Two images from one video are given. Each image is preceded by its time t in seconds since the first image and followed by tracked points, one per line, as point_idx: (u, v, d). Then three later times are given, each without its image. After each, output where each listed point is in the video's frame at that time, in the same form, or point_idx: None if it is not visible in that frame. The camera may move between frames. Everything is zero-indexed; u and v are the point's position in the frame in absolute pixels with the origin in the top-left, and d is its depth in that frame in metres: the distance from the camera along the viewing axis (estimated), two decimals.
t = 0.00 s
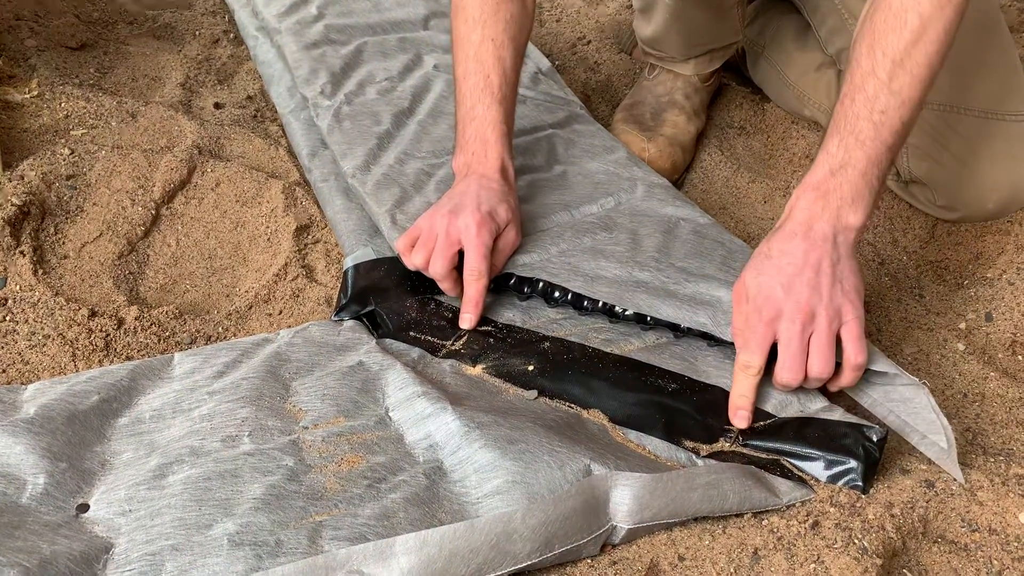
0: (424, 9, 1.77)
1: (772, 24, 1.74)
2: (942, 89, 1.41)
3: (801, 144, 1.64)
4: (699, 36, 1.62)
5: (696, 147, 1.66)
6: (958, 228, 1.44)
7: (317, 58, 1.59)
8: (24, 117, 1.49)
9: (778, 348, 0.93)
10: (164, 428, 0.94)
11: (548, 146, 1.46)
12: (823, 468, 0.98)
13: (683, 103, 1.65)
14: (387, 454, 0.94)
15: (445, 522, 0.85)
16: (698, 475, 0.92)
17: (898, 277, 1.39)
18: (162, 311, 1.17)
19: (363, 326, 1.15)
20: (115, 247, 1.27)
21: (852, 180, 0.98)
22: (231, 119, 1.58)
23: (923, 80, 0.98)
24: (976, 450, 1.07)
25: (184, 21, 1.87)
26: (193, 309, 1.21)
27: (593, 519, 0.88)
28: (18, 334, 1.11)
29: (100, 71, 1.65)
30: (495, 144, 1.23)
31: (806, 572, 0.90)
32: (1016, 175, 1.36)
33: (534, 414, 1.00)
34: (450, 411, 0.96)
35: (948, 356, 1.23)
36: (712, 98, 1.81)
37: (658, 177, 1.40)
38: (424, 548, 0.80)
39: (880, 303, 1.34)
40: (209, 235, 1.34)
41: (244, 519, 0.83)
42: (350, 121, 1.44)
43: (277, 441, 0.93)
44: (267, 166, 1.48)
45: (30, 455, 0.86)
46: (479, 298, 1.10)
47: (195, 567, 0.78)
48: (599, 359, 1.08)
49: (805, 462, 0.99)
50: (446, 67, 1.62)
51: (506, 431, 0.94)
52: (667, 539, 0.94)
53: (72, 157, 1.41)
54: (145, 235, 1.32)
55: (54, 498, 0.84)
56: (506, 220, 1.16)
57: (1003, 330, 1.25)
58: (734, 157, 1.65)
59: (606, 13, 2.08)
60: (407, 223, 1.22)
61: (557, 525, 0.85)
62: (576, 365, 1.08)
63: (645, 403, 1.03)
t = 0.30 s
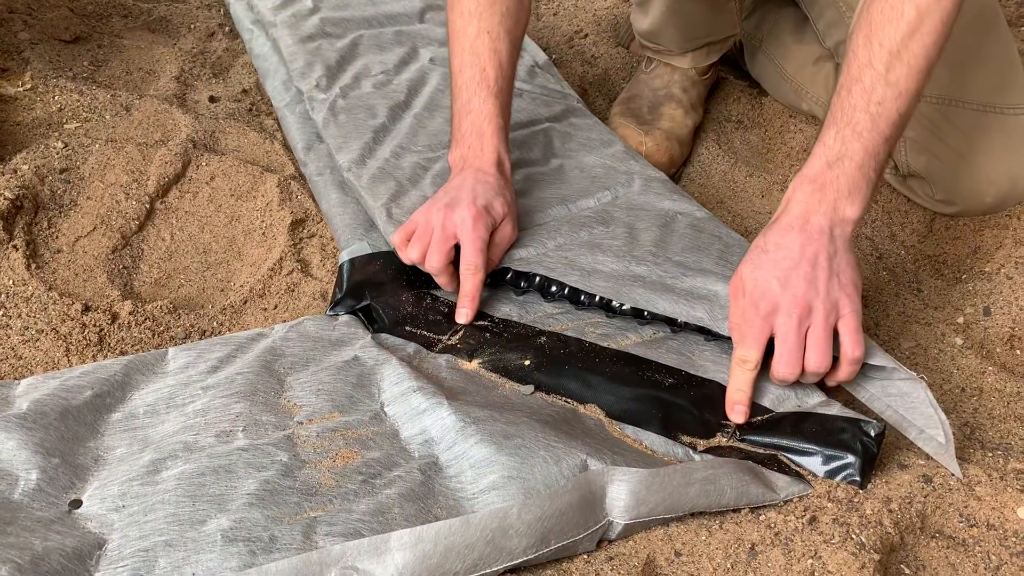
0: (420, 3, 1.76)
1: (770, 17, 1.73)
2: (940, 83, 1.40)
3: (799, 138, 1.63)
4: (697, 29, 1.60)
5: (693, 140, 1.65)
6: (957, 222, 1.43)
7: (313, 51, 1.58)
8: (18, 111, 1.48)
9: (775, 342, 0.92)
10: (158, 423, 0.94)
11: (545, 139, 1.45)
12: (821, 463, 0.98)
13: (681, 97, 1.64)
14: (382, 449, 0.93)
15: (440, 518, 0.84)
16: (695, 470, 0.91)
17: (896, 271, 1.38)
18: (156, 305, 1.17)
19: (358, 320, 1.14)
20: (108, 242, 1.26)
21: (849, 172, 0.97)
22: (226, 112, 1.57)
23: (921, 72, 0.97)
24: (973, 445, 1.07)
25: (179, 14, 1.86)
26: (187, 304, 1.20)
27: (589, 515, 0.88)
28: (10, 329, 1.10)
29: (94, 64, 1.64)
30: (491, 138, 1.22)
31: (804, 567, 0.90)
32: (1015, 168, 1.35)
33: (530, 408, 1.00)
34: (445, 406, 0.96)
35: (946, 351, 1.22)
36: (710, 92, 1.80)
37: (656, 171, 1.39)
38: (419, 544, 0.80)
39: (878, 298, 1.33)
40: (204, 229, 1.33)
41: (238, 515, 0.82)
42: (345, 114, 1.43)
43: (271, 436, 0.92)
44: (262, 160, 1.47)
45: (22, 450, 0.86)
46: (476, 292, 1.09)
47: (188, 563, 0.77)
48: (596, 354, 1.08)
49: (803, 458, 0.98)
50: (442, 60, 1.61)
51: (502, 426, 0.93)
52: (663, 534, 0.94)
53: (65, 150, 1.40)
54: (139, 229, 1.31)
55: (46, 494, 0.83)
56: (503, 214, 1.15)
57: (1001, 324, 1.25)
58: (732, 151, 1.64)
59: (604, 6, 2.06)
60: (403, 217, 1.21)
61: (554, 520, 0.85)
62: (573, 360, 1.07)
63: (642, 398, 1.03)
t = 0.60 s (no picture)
0: None
1: (767, 11, 1.72)
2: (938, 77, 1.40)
3: (796, 132, 1.62)
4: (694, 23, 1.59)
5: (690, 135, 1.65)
6: (955, 217, 1.42)
7: (307, 45, 1.57)
8: (9, 106, 1.47)
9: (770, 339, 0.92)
10: (150, 419, 0.93)
11: (540, 134, 1.45)
12: (817, 459, 0.97)
13: (678, 91, 1.63)
14: (375, 445, 0.92)
15: (434, 514, 0.83)
16: (690, 466, 0.90)
17: (893, 266, 1.38)
18: (149, 300, 1.16)
19: (352, 316, 1.13)
20: (101, 237, 1.25)
21: (846, 162, 0.97)
22: (219, 107, 1.56)
23: (920, 62, 0.97)
24: (971, 440, 1.06)
25: (173, 9, 1.85)
26: (180, 299, 1.19)
27: (583, 511, 0.87)
28: (2, 325, 1.09)
29: (87, 59, 1.63)
30: (485, 133, 1.22)
31: (800, 563, 0.89)
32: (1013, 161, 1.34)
33: (524, 404, 0.99)
34: (439, 402, 0.95)
35: (943, 345, 1.22)
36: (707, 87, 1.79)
37: (651, 165, 1.39)
38: (412, 540, 0.79)
39: (875, 293, 1.32)
40: (197, 225, 1.32)
41: (229, 511, 0.81)
42: (339, 108, 1.43)
43: (264, 432, 0.91)
44: (255, 154, 1.47)
45: (12, 446, 0.85)
46: (471, 288, 1.09)
47: (179, 560, 0.77)
48: (591, 349, 1.07)
49: (799, 453, 0.98)
50: (437, 54, 1.60)
51: (496, 421, 0.93)
52: (658, 530, 0.93)
53: (57, 145, 1.39)
54: (132, 224, 1.30)
55: (37, 490, 0.83)
56: (498, 209, 1.14)
57: (999, 319, 1.24)
58: (729, 146, 1.63)
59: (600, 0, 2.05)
60: (397, 212, 1.20)
61: (548, 516, 0.84)
62: (568, 355, 1.06)
63: (637, 393, 1.02)
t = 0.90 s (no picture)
0: None
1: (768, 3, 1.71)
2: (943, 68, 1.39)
3: (797, 126, 1.61)
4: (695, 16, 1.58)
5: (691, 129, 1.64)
6: (957, 210, 1.41)
7: (304, 39, 1.56)
8: (6, 101, 1.46)
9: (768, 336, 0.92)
10: (146, 415, 0.92)
11: (540, 128, 1.44)
12: (819, 454, 0.96)
13: (678, 85, 1.62)
14: (374, 440, 0.91)
15: (433, 509, 0.83)
16: (691, 461, 0.89)
17: (896, 260, 1.37)
18: (146, 296, 1.15)
19: (351, 311, 1.12)
20: (97, 232, 1.25)
21: (847, 146, 0.95)
22: (217, 102, 1.55)
23: (925, 44, 0.95)
24: (975, 434, 1.05)
25: (170, 3, 1.84)
26: (177, 295, 1.18)
27: (584, 506, 0.86)
28: None
29: (84, 54, 1.62)
30: (485, 128, 1.21)
31: (803, 558, 0.88)
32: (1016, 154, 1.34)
33: (524, 399, 0.98)
34: (438, 397, 0.94)
35: (946, 339, 1.21)
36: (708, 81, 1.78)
37: (652, 159, 1.38)
38: (411, 536, 0.78)
39: (877, 286, 1.31)
40: (195, 220, 1.31)
41: (226, 507, 0.80)
42: (337, 102, 1.42)
43: (262, 428, 0.91)
44: (253, 149, 1.46)
45: (7, 442, 0.84)
46: (469, 283, 1.08)
47: (176, 556, 0.76)
48: (591, 344, 1.06)
49: (800, 448, 0.97)
50: (436, 48, 1.59)
51: (496, 416, 0.92)
52: (660, 526, 0.92)
53: (53, 140, 1.38)
54: (129, 219, 1.29)
55: (32, 486, 0.82)
56: (496, 202, 1.13)
57: (1003, 313, 1.23)
58: (729, 140, 1.62)
59: None
60: (396, 207, 1.19)
61: (548, 511, 0.83)
62: (568, 350, 1.05)
63: (638, 388, 1.01)
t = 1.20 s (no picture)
0: None
1: None
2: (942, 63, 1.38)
3: (796, 122, 1.60)
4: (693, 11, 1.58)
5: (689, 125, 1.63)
6: (956, 206, 1.41)
7: (301, 36, 1.55)
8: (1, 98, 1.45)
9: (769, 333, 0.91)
10: (141, 413, 0.92)
11: (537, 124, 1.43)
12: (818, 451, 0.95)
13: (676, 81, 1.62)
14: (369, 438, 0.91)
15: (429, 507, 0.82)
16: (689, 458, 0.89)
17: (895, 256, 1.36)
18: (141, 293, 1.15)
19: (347, 308, 1.12)
20: (92, 229, 1.24)
21: (846, 138, 0.95)
22: (213, 98, 1.55)
23: (922, 33, 0.94)
24: (974, 431, 1.04)
25: None
26: (172, 292, 1.18)
27: (581, 504, 0.85)
28: None
29: (79, 50, 1.61)
30: (482, 122, 1.20)
31: (801, 556, 0.88)
32: (1016, 148, 1.34)
33: (520, 396, 0.97)
34: (434, 395, 0.94)
35: (946, 335, 1.20)
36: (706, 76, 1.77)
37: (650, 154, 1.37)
38: (407, 534, 0.77)
39: (877, 283, 1.31)
40: (190, 217, 1.30)
41: (221, 506, 0.80)
42: (334, 99, 1.41)
43: (257, 425, 0.90)
44: (249, 146, 1.45)
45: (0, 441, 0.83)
46: (466, 280, 1.07)
47: (169, 555, 0.75)
48: (588, 341, 1.05)
49: (799, 445, 0.96)
50: (433, 44, 1.59)
51: (492, 414, 0.91)
52: (657, 523, 0.92)
53: (48, 137, 1.38)
54: (124, 216, 1.28)
55: (26, 485, 0.81)
56: (493, 198, 1.13)
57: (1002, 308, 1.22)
58: (728, 136, 1.62)
59: None
60: (393, 203, 1.19)
61: (544, 509, 0.83)
62: (565, 346, 1.05)
63: (635, 385, 1.00)
